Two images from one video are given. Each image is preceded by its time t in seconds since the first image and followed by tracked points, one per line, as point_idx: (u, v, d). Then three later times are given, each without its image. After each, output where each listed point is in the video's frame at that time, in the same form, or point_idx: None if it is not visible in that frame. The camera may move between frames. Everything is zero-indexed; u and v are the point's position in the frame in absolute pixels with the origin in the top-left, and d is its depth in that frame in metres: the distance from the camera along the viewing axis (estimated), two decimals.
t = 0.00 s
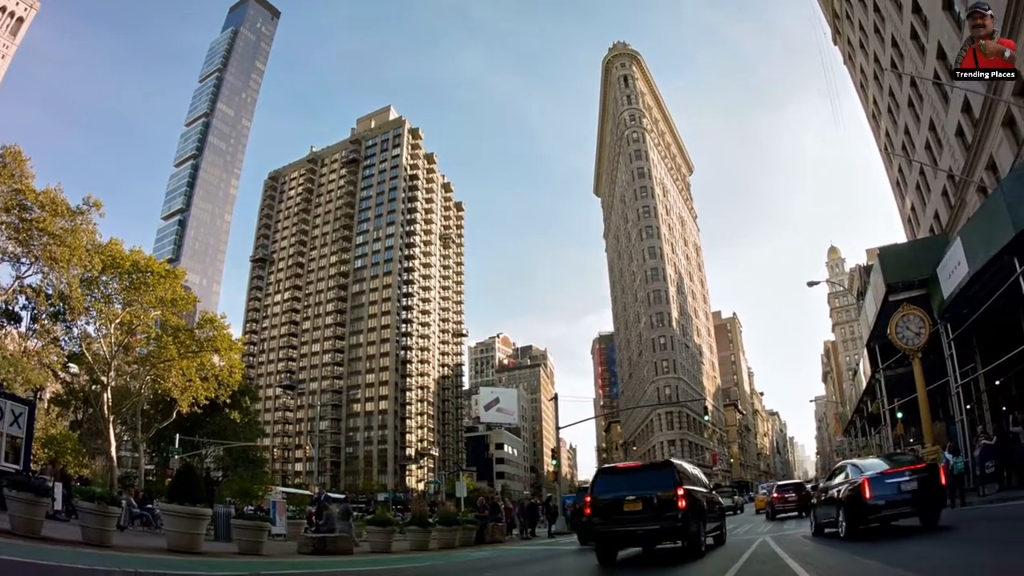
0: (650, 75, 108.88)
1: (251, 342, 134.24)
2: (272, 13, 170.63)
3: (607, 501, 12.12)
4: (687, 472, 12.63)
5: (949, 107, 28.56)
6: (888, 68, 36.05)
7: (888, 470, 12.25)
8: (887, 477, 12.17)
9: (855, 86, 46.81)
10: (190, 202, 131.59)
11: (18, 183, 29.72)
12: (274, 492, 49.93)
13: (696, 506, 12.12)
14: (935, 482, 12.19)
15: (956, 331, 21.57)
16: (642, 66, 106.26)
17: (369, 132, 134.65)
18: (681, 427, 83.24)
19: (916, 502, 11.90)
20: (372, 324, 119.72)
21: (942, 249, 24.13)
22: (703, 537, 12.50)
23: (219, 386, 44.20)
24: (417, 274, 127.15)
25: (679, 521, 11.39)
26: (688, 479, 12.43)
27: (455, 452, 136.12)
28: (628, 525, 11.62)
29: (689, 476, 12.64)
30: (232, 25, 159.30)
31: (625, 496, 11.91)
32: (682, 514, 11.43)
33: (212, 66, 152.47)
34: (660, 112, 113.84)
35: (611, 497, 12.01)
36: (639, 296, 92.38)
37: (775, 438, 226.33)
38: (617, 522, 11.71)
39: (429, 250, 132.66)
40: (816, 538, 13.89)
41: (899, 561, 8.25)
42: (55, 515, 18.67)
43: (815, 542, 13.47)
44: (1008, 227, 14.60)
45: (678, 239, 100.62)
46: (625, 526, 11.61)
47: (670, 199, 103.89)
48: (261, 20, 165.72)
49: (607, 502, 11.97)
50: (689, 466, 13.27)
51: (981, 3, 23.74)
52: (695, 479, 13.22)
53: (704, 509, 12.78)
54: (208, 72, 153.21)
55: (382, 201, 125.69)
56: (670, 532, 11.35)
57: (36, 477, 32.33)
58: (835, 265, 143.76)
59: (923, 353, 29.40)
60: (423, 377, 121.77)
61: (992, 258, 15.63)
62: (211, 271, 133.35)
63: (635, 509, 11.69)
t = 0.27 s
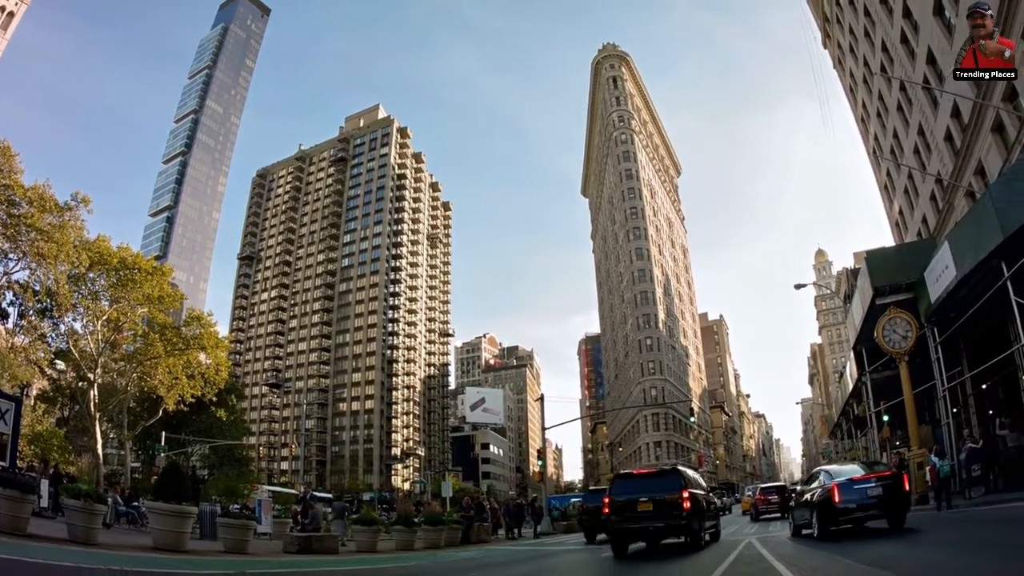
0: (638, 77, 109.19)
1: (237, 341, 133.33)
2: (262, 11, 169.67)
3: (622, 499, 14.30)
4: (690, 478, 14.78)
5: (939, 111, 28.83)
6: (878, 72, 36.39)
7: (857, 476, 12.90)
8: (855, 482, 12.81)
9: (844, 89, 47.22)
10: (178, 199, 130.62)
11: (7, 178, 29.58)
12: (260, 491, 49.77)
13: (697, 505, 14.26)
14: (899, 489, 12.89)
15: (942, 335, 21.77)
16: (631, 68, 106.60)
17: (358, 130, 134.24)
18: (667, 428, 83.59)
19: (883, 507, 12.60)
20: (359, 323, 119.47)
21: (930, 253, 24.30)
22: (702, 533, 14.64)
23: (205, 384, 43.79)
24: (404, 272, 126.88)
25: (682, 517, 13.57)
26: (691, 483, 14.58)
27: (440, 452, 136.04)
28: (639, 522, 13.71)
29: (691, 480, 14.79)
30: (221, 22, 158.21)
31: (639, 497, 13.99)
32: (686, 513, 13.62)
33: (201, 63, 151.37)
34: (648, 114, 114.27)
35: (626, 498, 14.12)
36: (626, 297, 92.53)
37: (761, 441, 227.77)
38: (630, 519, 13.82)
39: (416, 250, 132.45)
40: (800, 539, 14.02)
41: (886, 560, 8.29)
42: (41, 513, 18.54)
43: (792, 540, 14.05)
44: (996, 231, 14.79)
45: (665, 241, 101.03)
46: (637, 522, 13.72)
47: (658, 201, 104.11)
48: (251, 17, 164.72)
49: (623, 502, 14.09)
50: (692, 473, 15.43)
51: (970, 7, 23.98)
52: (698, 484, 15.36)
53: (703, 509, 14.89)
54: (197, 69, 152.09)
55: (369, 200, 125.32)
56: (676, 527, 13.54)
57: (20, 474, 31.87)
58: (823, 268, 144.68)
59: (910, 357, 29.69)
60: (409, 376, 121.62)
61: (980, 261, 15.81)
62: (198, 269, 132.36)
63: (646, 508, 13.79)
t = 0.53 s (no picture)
0: (628, 78, 109.47)
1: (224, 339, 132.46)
2: (253, 8, 168.76)
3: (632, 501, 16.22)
4: (688, 480, 16.59)
5: (928, 116, 29.13)
6: (867, 76, 36.71)
7: (828, 482, 13.71)
8: (827, 487, 13.65)
9: (833, 93, 47.59)
10: (166, 196, 129.57)
11: None
12: (244, 490, 49.53)
13: (694, 505, 16.04)
14: (867, 494, 13.77)
15: (929, 339, 21.94)
16: (620, 69, 106.89)
17: (346, 129, 133.79)
18: (653, 429, 83.84)
19: (853, 512, 13.44)
20: (345, 322, 119.12)
21: (917, 257, 24.52)
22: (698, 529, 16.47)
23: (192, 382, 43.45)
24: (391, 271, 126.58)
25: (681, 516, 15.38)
26: (689, 486, 16.36)
27: (426, 451, 135.92)
28: (644, 520, 15.45)
29: (689, 484, 16.59)
30: (211, 19, 157.11)
31: (644, 499, 15.70)
32: (685, 512, 15.45)
33: (190, 59, 150.29)
34: (637, 116, 114.72)
35: (633, 499, 15.80)
36: (613, 299, 92.70)
37: (747, 442, 229.10)
38: (637, 517, 15.53)
39: (404, 249, 132.21)
40: (782, 540, 14.53)
41: (874, 561, 8.33)
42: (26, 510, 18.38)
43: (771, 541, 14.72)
44: (984, 235, 14.95)
45: (653, 242, 101.43)
46: (643, 520, 15.46)
47: (646, 202, 104.38)
48: (241, 14, 163.68)
49: (630, 503, 15.79)
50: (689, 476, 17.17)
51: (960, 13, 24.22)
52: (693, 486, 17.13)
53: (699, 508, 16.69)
54: (186, 66, 150.96)
55: (357, 199, 124.92)
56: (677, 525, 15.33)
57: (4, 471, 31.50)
58: (810, 271, 145.53)
59: (897, 359, 29.92)
60: (395, 375, 121.36)
61: (967, 265, 15.98)
62: (185, 266, 131.40)
63: (651, 509, 15.53)
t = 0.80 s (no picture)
0: (617, 79, 109.68)
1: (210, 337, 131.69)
2: (243, 5, 167.73)
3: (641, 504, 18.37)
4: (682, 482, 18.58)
5: (917, 120, 29.36)
6: (857, 80, 36.97)
7: (802, 487, 14.81)
8: (802, 491, 14.72)
9: (822, 97, 47.90)
10: (154, 192, 128.42)
11: None
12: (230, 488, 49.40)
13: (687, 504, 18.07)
14: (839, 498, 14.82)
15: (916, 342, 22.11)
16: (610, 70, 107.10)
17: (335, 127, 133.33)
18: (639, 430, 84.09)
19: (827, 513, 14.51)
20: (332, 321, 118.85)
21: (905, 260, 24.63)
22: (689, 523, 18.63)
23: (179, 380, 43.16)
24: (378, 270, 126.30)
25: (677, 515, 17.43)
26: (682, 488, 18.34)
27: (412, 451, 135.68)
28: (644, 517, 17.42)
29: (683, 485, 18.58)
30: (202, 15, 155.92)
31: (644, 499, 17.60)
32: (681, 512, 17.52)
33: (180, 56, 148.97)
34: (626, 117, 115.05)
35: (635, 499, 17.67)
36: (600, 300, 92.87)
37: (733, 444, 230.06)
38: (638, 516, 17.49)
39: (391, 249, 131.90)
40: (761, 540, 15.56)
41: (859, 564, 8.33)
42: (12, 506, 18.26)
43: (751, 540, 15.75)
44: (971, 240, 15.09)
45: (640, 244, 101.73)
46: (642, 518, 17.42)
47: (634, 204, 104.61)
48: (232, 11, 162.61)
49: (632, 503, 17.66)
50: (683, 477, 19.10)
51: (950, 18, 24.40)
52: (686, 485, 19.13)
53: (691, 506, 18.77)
54: (176, 62, 149.80)
55: (345, 197, 124.55)
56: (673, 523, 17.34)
57: None
58: (798, 273, 146.31)
59: (883, 362, 30.16)
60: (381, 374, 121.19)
61: (955, 270, 16.12)
62: (173, 263, 130.58)
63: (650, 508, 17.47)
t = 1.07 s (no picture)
0: (606, 81, 109.95)
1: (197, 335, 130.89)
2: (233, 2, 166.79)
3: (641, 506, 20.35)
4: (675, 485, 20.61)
5: (906, 125, 29.60)
6: (846, 84, 37.24)
7: (780, 490, 15.39)
8: (779, 495, 15.31)
9: (811, 100, 48.22)
10: (143, 189, 127.39)
11: None
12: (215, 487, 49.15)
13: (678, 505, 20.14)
14: (815, 501, 15.34)
15: (903, 346, 22.25)
16: (599, 71, 107.37)
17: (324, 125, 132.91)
18: (625, 431, 84.26)
19: (802, 516, 15.01)
20: (319, 319, 118.52)
21: (892, 264, 24.78)
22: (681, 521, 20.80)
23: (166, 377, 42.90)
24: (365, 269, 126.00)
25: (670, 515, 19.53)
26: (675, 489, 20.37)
27: (397, 450, 135.30)
28: (641, 517, 19.50)
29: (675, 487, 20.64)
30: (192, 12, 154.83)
31: (641, 500, 19.68)
32: (674, 512, 19.57)
33: (170, 53, 147.91)
34: (615, 119, 115.30)
35: (633, 500, 19.78)
36: (587, 300, 93.06)
37: (719, 445, 231.06)
38: (636, 515, 19.56)
39: (378, 247, 131.53)
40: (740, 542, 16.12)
41: (847, 566, 8.34)
42: None
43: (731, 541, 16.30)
44: (960, 244, 15.21)
45: (627, 245, 101.97)
46: (640, 517, 19.48)
47: (621, 205, 104.89)
48: (222, 8, 161.65)
49: (631, 504, 19.74)
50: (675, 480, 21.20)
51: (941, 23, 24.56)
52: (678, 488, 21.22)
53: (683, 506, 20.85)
54: (165, 59, 148.69)
55: (333, 196, 124.16)
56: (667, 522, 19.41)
57: None
58: (785, 276, 147.14)
59: (869, 365, 30.37)
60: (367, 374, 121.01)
61: (942, 274, 16.23)
62: (160, 260, 129.69)
63: (647, 509, 19.55)
